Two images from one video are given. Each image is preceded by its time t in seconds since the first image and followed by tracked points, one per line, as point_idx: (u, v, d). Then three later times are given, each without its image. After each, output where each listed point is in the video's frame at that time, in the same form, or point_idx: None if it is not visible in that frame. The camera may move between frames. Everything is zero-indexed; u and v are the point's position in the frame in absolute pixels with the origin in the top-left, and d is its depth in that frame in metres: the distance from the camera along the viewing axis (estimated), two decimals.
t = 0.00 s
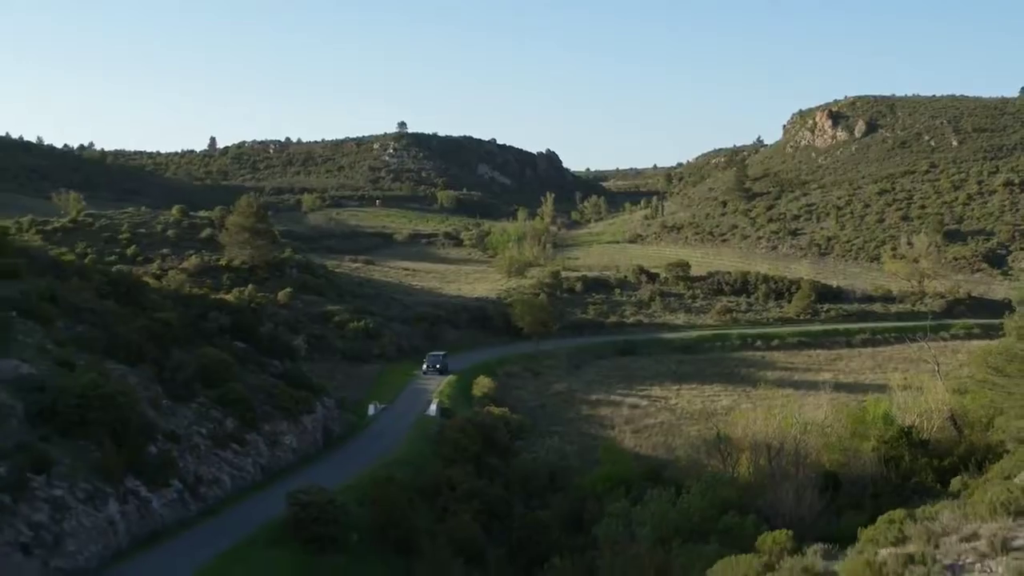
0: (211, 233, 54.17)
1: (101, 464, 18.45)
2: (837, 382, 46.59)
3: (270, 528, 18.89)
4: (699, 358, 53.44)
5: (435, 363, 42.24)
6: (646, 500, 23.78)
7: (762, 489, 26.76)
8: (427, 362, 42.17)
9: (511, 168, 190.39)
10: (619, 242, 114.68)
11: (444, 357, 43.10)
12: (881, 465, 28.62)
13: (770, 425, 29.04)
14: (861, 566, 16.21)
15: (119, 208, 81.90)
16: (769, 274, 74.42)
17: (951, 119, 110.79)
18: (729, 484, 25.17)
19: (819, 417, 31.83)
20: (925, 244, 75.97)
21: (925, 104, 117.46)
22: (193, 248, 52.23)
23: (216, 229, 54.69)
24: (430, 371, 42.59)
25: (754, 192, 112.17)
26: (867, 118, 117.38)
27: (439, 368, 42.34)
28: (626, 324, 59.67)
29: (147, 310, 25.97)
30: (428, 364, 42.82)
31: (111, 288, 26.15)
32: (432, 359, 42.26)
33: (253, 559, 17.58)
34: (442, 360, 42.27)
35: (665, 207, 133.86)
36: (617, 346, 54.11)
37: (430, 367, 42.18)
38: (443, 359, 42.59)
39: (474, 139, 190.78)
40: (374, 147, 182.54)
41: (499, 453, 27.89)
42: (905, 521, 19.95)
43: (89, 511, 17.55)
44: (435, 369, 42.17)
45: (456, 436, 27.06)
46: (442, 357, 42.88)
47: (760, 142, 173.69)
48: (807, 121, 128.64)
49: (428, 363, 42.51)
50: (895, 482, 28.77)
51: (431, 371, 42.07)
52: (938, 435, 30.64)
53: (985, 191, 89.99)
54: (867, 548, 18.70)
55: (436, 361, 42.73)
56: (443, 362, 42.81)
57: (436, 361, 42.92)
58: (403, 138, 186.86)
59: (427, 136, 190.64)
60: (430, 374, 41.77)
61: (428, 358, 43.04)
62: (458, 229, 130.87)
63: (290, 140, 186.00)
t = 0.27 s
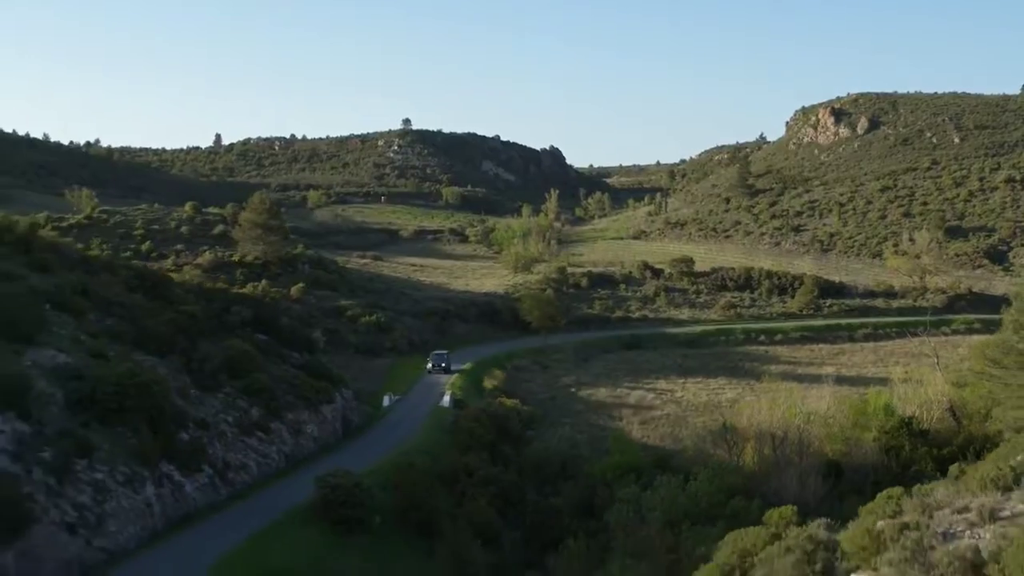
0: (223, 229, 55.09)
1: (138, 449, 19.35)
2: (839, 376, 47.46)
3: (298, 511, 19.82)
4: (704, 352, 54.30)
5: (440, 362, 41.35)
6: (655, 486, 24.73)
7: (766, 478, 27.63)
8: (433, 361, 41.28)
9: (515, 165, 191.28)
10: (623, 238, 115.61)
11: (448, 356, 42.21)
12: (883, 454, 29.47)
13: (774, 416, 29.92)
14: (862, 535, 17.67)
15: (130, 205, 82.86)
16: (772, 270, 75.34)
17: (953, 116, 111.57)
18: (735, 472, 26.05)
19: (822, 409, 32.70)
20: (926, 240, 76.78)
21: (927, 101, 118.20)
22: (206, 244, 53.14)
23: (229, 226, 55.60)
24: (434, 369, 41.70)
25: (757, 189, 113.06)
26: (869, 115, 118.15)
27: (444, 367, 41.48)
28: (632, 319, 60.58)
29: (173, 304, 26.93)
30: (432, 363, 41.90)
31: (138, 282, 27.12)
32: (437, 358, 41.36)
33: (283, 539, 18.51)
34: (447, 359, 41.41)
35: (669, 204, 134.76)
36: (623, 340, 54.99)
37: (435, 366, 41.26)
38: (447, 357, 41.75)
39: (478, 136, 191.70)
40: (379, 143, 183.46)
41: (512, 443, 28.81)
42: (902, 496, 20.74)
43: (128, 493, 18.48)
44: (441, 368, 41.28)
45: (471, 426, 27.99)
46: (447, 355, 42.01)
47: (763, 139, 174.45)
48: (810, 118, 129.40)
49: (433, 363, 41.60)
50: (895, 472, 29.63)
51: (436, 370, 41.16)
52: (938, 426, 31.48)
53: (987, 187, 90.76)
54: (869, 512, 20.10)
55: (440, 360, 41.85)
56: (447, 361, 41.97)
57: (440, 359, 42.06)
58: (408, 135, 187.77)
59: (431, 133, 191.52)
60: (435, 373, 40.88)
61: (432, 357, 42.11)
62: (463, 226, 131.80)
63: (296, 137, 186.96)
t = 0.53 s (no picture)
0: (241, 224, 56.20)
1: (181, 432, 20.41)
2: (846, 367, 48.50)
3: (331, 491, 20.87)
4: (712, 344, 55.39)
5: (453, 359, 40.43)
6: (669, 469, 25.79)
7: (775, 465, 28.68)
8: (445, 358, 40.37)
9: (524, 160, 192.35)
10: (632, 233, 116.69)
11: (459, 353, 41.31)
12: (886, 442, 30.49)
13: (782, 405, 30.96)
14: (867, 506, 19.13)
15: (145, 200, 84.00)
16: (779, 264, 76.34)
17: (960, 111, 112.43)
18: (745, 458, 27.11)
19: (829, 399, 33.76)
20: (933, 235, 77.73)
21: (934, 97, 119.05)
22: (225, 238, 54.27)
23: (247, 221, 56.69)
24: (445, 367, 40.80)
25: (764, 184, 114.10)
26: (876, 110, 118.96)
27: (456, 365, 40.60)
28: (642, 313, 61.72)
29: (204, 295, 28.01)
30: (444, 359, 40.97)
31: (171, 275, 28.21)
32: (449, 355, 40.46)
33: (319, 517, 19.58)
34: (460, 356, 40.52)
35: (676, 199, 135.81)
36: (634, 333, 56.10)
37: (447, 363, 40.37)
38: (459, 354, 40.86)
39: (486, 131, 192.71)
40: (388, 138, 184.59)
41: (529, 429, 29.86)
42: (902, 467, 21.80)
43: (172, 473, 19.53)
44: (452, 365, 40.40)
45: (490, 414, 29.05)
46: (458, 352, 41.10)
47: (770, 134, 175.28)
48: (817, 113, 130.28)
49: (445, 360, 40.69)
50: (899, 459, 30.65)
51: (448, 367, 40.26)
52: (940, 415, 32.51)
53: (993, 182, 91.66)
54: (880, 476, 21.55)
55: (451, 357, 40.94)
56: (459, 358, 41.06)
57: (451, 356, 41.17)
58: (417, 130, 188.85)
59: (440, 128, 192.56)
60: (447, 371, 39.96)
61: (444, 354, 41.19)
62: (473, 220, 132.93)
63: (305, 133, 188.11)
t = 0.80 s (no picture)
0: (260, 218, 57.34)
1: (220, 414, 21.48)
2: (854, 358, 49.56)
3: (363, 470, 21.93)
4: (723, 336, 56.44)
5: (466, 354, 39.21)
6: (682, 453, 26.86)
7: (784, 450, 29.76)
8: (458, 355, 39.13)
9: (534, 155, 193.36)
10: (642, 227, 117.72)
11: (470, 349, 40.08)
12: (892, 429, 31.51)
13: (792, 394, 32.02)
14: (871, 473, 20.38)
15: (163, 195, 85.19)
16: (789, 257, 77.30)
17: (968, 106, 113.28)
18: (755, 442, 28.20)
19: (837, 387, 34.80)
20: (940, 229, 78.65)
21: (942, 91, 119.86)
22: (245, 232, 55.42)
23: (266, 215, 57.84)
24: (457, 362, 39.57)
25: (773, 178, 115.03)
26: (885, 105, 119.73)
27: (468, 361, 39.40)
28: (653, 305, 62.84)
29: (235, 286, 29.08)
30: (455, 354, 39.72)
31: (203, 266, 29.30)
32: (462, 351, 39.21)
33: (352, 494, 20.63)
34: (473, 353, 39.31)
35: (686, 192, 136.78)
36: (645, 324, 57.19)
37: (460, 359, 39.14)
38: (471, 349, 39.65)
39: (497, 125, 193.70)
40: (399, 133, 185.67)
41: (547, 416, 30.89)
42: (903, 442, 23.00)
43: (213, 453, 20.59)
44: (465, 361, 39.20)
45: (510, 401, 30.09)
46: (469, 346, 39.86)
47: (780, 128, 176.08)
48: (826, 108, 131.14)
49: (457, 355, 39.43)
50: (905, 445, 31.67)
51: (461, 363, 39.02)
52: (945, 402, 33.52)
53: (1000, 176, 92.51)
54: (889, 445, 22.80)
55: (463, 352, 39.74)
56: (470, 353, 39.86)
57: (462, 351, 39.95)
58: (428, 124, 189.89)
59: (451, 122, 193.58)
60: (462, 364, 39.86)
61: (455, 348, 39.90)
62: (484, 214, 134.03)
63: (317, 127, 189.25)
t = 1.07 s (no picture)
0: (275, 212, 58.29)
1: (251, 400, 22.43)
2: (859, 350, 50.41)
3: (387, 454, 22.89)
4: (730, 328, 57.32)
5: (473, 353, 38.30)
6: (692, 439, 27.77)
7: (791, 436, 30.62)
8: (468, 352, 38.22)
9: (541, 150, 194.29)
10: (649, 221, 118.58)
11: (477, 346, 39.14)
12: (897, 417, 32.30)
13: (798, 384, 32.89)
14: (871, 451, 21.25)
15: (176, 189, 86.18)
16: (795, 251, 78.19)
17: (973, 101, 113.98)
18: (763, 429, 29.10)
19: (842, 377, 35.64)
20: (945, 223, 79.39)
21: (947, 86, 120.54)
22: (260, 225, 56.39)
23: (280, 209, 58.79)
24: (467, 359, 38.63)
25: (780, 172, 115.83)
26: (890, 100, 120.38)
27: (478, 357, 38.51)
28: (661, 298, 63.81)
29: (259, 278, 30.05)
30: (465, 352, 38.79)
31: (228, 257, 30.23)
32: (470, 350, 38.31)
33: (377, 475, 21.58)
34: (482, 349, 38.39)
35: (693, 187, 137.60)
36: (653, 317, 58.10)
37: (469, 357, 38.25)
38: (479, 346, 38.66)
39: (504, 120, 194.56)
40: (407, 128, 186.61)
41: (561, 405, 31.82)
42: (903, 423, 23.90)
43: (245, 437, 21.58)
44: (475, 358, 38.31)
45: (524, 390, 31.03)
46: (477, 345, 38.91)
47: (786, 123, 176.76)
48: (832, 103, 131.88)
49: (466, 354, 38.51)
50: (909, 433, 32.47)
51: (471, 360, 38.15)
52: (948, 392, 34.32)
53: (1005, 171, 93.24)
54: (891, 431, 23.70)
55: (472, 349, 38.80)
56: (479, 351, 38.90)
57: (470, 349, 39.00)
58: (435, 119, 190.83)
59: (458, 117, 194.47)
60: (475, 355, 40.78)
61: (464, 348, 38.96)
62: (492, 209, 134.92)
63: (325, 122, 190.22)
